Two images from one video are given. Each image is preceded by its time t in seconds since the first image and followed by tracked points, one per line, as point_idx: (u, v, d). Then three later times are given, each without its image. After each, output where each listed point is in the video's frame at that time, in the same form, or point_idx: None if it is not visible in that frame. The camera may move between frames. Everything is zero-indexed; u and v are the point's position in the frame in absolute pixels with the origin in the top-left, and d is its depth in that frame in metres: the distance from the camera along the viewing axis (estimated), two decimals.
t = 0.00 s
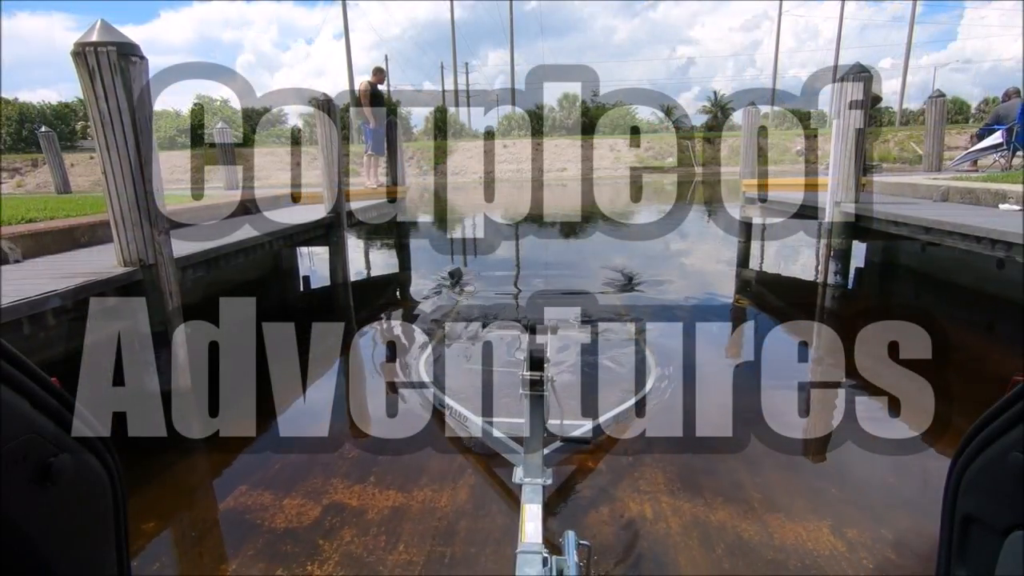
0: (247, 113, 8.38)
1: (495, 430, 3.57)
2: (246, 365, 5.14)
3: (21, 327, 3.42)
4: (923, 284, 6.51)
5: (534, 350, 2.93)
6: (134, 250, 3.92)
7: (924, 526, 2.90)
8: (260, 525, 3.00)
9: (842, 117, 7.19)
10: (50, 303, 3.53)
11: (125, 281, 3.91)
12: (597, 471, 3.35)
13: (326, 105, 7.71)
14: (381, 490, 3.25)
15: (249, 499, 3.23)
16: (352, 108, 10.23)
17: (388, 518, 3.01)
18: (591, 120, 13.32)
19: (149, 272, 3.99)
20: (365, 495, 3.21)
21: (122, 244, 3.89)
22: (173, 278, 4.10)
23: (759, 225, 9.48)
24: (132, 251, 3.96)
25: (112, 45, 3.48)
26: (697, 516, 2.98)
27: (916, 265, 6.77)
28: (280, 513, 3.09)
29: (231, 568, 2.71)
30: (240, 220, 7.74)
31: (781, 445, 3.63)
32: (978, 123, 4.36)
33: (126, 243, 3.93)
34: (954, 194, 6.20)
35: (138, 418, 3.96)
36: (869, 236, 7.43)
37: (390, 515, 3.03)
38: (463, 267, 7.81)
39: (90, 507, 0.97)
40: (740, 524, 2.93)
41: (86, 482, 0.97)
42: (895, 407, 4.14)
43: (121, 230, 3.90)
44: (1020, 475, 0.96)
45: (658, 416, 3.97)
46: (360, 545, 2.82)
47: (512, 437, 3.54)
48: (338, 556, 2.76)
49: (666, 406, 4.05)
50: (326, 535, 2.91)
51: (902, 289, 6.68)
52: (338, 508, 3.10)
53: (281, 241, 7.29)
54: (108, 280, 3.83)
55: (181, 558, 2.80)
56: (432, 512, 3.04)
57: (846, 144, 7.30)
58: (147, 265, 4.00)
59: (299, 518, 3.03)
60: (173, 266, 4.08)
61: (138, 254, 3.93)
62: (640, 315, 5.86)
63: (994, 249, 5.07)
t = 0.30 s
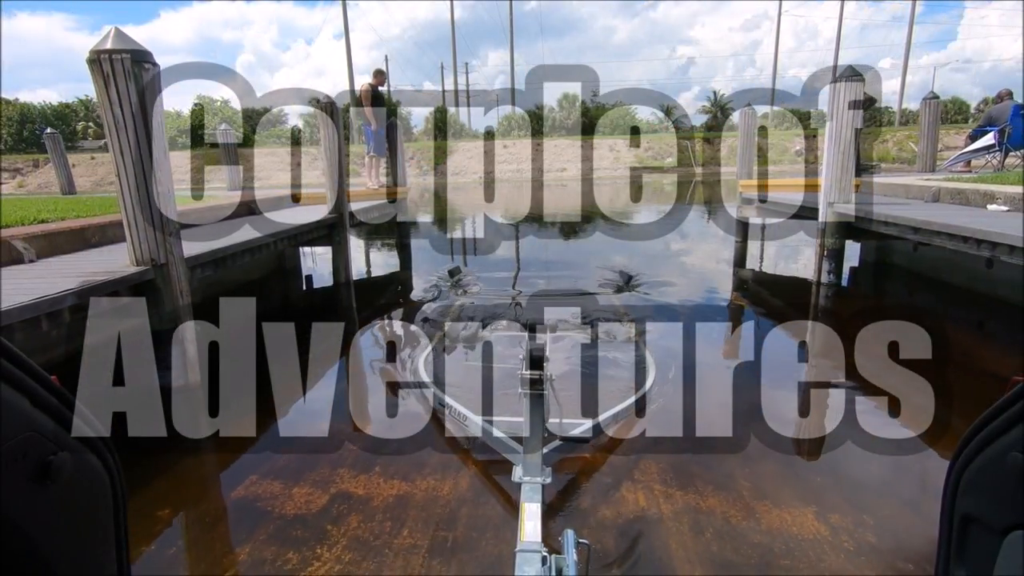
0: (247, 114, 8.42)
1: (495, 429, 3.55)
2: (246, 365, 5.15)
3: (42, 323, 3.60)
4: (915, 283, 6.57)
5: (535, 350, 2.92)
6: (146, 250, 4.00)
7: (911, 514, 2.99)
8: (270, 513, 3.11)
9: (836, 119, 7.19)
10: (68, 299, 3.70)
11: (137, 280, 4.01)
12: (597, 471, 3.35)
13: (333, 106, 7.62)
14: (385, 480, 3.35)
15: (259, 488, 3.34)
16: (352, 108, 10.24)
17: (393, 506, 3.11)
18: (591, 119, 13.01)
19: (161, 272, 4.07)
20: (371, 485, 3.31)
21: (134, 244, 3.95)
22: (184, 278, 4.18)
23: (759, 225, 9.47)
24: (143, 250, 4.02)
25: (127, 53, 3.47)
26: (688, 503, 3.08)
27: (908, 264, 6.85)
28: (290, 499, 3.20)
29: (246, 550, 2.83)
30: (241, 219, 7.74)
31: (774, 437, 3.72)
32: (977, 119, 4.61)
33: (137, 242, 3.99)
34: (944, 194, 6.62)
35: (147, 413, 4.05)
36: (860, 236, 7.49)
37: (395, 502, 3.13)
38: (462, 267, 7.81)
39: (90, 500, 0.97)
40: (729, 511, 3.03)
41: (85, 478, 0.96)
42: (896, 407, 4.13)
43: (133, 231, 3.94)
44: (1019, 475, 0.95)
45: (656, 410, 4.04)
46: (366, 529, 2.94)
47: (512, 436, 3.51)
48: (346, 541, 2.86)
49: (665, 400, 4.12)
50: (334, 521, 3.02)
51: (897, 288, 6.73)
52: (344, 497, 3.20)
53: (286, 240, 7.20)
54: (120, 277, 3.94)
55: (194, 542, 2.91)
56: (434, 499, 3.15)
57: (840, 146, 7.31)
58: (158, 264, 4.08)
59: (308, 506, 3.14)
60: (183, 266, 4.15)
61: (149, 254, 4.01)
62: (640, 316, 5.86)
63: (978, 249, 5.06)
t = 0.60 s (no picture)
0: (248, 114, 8.43)
1: (495, 430, 3.52)
2: (247, 365, 5.16)
3: (62, 320, 3.51)
4: (906, 282, 6.57)
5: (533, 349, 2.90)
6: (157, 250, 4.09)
7: (896, 502, 3.10)
8: (280, 500, 3.22)
9: (829, 122, 7.35)
10: (87, 298, 3.62)
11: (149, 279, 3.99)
12: (596, 471, 3.36)
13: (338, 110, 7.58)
14: (389, 470, 3.47)
15: (268, 478, 3.45)
16: (352, 108, 10.25)
17: (397, 494, 3.23)
18: (589, 121, 13.19)
19: (171, 271, 4.16)
20: (375, 474, 3.42)
21: (146, 244, 4.03)
22: (194, 277, 4.28)
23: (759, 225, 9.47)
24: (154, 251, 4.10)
25: (139, 60, 3.61)
26: (679, 491, 3.19)
27: (899, 263, 6.84)
28: (298, 488, 3.32)
29: (258, 535, 2.95)
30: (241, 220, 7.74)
31: (767, 430, 3.81)
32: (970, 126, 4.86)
33: (149, 243, 4.09)
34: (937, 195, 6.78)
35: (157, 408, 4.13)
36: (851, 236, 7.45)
37: (399, 490, 3.24)
38: (463, 267, 7.80)
39: (91, 498, 0.96)
40: (719, 499, 3.14)
41: (87, 477, 0.94)
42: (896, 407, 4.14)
43: (146, 231, 4.06)
44: (1020, 476, 0.93)
45: (656, 410, 4.05)
46: (372, 515, 3.06)
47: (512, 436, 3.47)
48: (352, 526, 2.98)
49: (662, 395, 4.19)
50: (341, 509, 3.13)
51: (890, 287, 6.79)
52: (350, 486, 3.32)
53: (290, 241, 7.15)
54: (134, 277, 3.90)
55: (207, 528, 3.02)
56: (436, 488, 3.26)
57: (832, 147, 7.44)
58: (169, 264, 4.17)
59: (316, 494, 3.25)
60: (193, 266, 4.27)
61: (161, 254, 4.08)
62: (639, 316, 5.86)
63: (965, 249, 5.06)
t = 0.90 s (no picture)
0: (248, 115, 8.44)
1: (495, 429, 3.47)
2: (246, 364, 5.16)
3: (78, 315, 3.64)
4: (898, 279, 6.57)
5: (534, 348, 2.90)
6: (167, 250, 4.25)
7: (882, 490, 3.20)
8: (289, 489, 3.32)
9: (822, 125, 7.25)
10: (102, 296, 3.75)
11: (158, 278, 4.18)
12: (595, 471, 3.36)
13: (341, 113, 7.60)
14: (394, 459, 3.57)
15: (277, 468, 3.55)
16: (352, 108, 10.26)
17: (401, 483, 3.33)
18: (589, 121, 13.19)
19: (181, 270, 4.32)
20: (381, 464, 3.52)
21: (156, 244, 4.22)
22: (203, 277, 4.43)
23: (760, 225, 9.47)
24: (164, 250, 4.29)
25: (151, 66, 3.76)
26: (672, 480, 3.30)
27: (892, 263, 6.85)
28: (306, 477, 3.42)
29: (268, 521, 3.05)
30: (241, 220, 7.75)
31: (760, 423, 3.91)
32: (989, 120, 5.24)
33: (159, 243, 4.26)
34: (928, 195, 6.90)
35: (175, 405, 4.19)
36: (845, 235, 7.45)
37: (403, 479, 3.35)
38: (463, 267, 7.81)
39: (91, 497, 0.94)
40: (716, 494, 3.18)
41: (86, 478, 0.92)
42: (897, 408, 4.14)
43: (156, 231, 4.22)
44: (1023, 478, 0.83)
45: (655, 410, 4.06)
46: (377, 502, 3.17)
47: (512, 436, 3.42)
48: (358, 513, 3.09)
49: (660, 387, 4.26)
50: (347, 496, 3.24)
51: (883, 285, 6.82)
52: (355, 475, 3.42)
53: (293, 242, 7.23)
54: (144, 277, 4.08)
55: (218, 514, 3.14)
56: (439, 476, 3.35)
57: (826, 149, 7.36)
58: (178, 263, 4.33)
59: (324, 483, 3.35)
60: (202, 265, 4.42)
61: (171, 253, 4.26)
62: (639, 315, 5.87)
63: (950, 249, 5.10)
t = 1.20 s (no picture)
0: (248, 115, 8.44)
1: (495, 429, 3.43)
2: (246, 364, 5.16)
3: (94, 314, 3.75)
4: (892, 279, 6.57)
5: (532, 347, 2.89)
6: (179, 251, 4.32)
7: (873, 480, 3.29)
8: (299, 478, 3.42)
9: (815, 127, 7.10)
10: (116, 294, 3.87)
11: (170, 277, 4.27)
12: (595, 471, 3.37)
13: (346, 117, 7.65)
14: (398, 449, 3.70)
15: (288, 458, 3.66)
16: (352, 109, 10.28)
17: (406, 472, 3.43)
18: (589, 122, 13.20)
19: (192, 271, 4.36)
20: (387, 455, 3.62)
21: (168, 244, 4.28)
22: (213, 277, 4.44)
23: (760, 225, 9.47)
24: (176, 250, 4.34)
25: (164, 73, 3.82)
26: (666, 470, 3.40)
27: (887, 262, 6.83)
28: (315, 467, 3.53)
29: (280, 508, 3.16)
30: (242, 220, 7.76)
31: (757, 417, 3.99)
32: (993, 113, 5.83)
33: (172, 243, 4.32)
34: (919, 197, 6.91)
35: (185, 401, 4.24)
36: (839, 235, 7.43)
37: (409, 469, 3.45)
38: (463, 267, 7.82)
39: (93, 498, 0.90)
40: (714, 493, 3.19)
41: (88, 478, 0.88)
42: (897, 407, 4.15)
43: (168, 233, 4.29)
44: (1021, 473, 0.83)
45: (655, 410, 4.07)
46: (384, 490, 3.27)
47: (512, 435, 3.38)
48: (366, 500, 3.19)
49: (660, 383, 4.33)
50: (356, 485, 3.34)
51: (877, 284, 6.79)
52: (363, 465, 3.52)
53: (299, 242, 7.26)
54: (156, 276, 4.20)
55: (230, 504, 3.23)
56: (443, 467, 3.45)
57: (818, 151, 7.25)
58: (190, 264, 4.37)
59: (333, 473, 3.46)
60: (213, 265, 4.42)
61: (182, 254, 4.32)
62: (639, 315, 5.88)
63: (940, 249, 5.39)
